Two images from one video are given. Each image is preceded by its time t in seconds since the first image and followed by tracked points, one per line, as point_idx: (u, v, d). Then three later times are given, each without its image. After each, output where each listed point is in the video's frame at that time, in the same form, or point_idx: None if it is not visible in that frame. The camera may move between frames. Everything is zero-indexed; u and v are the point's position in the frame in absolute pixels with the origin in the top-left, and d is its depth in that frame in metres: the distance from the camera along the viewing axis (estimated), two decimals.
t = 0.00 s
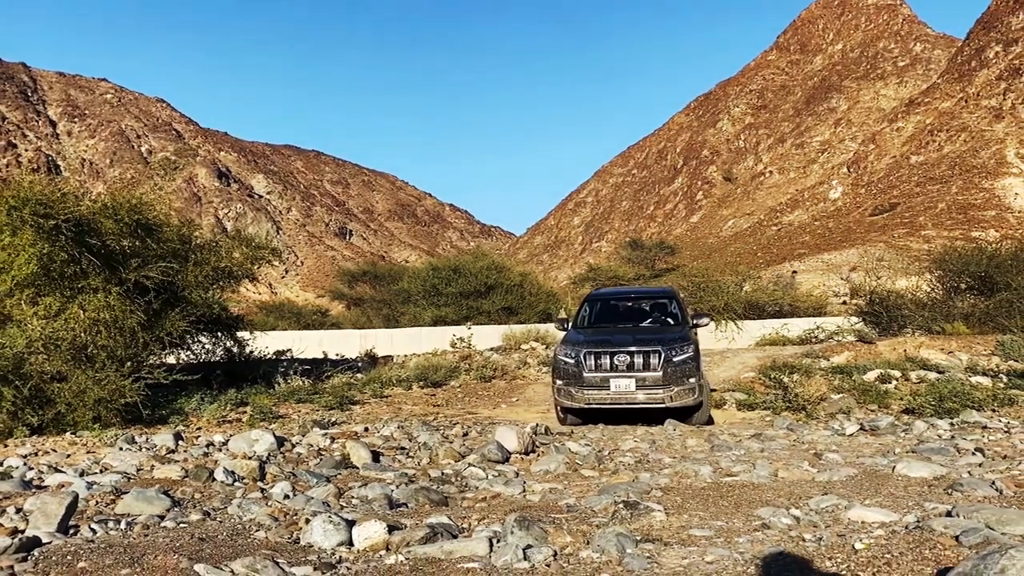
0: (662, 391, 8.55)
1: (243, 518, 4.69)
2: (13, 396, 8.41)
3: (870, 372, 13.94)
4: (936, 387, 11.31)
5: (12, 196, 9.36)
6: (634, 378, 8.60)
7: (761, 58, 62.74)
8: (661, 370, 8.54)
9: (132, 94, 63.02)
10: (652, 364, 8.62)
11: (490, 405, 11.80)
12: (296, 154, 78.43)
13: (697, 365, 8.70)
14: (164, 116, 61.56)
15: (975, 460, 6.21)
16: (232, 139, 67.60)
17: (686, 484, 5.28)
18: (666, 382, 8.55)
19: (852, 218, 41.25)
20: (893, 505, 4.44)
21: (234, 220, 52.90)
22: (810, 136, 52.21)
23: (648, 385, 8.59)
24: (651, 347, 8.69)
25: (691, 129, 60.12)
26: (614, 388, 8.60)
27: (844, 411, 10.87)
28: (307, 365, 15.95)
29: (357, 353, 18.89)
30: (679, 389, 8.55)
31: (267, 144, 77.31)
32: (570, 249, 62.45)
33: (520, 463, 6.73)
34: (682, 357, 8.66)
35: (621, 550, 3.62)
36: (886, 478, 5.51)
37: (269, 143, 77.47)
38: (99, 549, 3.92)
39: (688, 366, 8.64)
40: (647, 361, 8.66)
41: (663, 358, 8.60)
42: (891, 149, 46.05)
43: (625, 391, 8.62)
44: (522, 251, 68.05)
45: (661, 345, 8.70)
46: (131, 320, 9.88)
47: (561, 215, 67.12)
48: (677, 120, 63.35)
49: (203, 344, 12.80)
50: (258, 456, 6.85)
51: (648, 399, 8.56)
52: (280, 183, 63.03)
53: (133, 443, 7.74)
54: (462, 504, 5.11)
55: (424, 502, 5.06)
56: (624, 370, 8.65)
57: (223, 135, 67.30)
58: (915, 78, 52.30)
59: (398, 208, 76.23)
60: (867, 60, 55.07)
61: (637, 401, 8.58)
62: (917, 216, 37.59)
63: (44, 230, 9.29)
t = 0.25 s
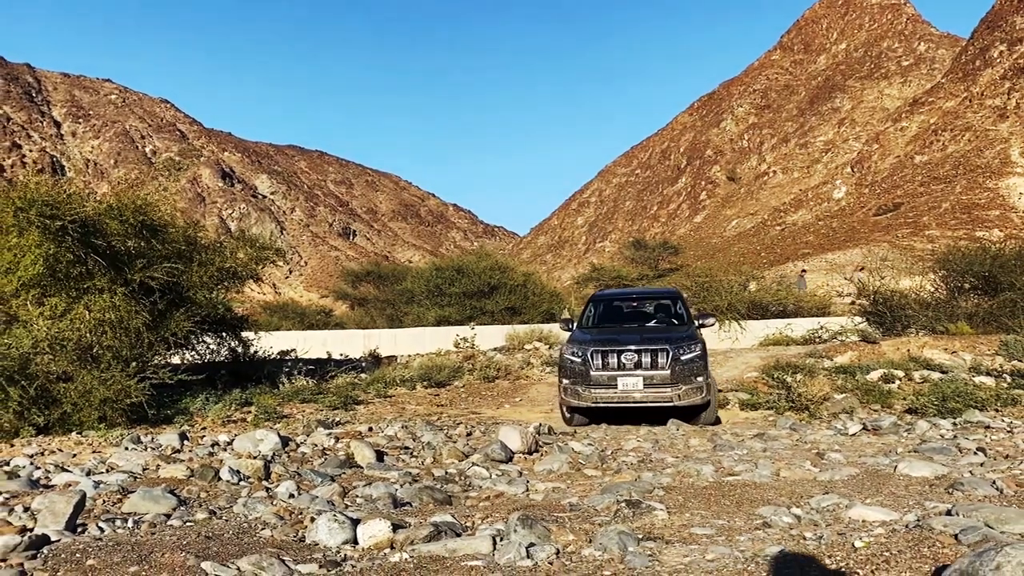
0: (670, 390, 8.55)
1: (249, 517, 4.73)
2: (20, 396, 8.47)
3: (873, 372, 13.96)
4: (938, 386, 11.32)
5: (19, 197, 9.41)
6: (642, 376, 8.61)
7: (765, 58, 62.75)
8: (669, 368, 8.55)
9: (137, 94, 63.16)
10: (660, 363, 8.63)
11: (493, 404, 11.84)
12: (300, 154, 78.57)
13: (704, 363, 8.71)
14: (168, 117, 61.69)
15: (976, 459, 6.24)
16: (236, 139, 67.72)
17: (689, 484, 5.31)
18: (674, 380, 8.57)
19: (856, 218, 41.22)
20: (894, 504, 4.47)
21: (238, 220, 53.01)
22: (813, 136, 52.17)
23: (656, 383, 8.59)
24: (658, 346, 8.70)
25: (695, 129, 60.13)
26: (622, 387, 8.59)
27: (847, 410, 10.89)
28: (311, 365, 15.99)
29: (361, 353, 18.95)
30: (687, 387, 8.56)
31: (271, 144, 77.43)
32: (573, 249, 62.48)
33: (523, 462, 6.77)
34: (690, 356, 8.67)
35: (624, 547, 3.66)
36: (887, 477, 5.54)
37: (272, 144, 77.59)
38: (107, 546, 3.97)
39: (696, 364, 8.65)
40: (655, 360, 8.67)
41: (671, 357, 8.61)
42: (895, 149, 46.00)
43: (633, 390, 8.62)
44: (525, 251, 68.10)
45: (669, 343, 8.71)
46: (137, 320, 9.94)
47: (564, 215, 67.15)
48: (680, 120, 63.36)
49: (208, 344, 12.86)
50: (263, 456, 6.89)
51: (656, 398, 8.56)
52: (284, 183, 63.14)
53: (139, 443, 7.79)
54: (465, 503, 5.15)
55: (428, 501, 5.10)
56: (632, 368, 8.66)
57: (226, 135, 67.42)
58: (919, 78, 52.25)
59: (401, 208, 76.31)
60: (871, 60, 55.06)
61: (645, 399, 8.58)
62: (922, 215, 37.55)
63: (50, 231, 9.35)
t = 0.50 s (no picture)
0: (683, 388, 8.51)
1: (255, 514, 4.80)
2: (28, 395, 8.54)
3: (877, 371, 13.97)
4: (942, 386, 11.33)
5: (28, 198, 9.50)
6: (654, 374, 8.56)
7: (770, 58, 62.70)
8: (682, 366, 8.51)
9: (143, 95, 63.37)
10: (672, 361, 8.58)
11: (498, 404, 11.89)
12: (306, 154, 78.74)
13: (716, 362, 8.69)
14: (174, 117, 61.88)
15: (978, 458, 6.28)
16: (242, 140, 67.90)
17: (692, 482, 5.36)
18: (687, 378, 8.52)
19: (861, 218, 41.16)
20: (894, 502, 4.51)
21: (244, 220, 53.15)
22: (819, 135, 52.09)
23: (669, 382, 8.55)
24: (671, 344, 8.66)
25: (700, 129, 60.11)
26: (634, 385, 8.53)
27: (851, 410, 10.91)
28: (317, 364, 16.05)
29: (366, 353, 19.01)
30: (700, 386, 8.52)
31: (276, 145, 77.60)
32: (578, 249, 62.48)
33: (528, 461, 6.82)
34: (703, 354, 8.64)
35: (625, 544, 3.71)
36: (888, 475, 5.57)
37: (278, 144, 77.77)
38: (117, 543, 4.03)
39: (709, 363, 8.62)
40: (667, 358, 8.63)
41: (684, 355, 8.58)
42: (901, 148, 45.90)
43: (645, 388, 8.56)
44: (530, 251, 68.13)
45: (682, 341, 8.68)
46: (144, 320, 10.02)
47: (570, 215, 67.19)
48: (685, 120, 63.34)
49: (215, 343, 12.95)
50: (270, 455, 6.95)
51: (668, 396, 8.51)
52: (289, 184, 63.29)
53: (146, 442, 7.86)
54: (470, 501, 5.20)
55: (433, 499, 5.16)
56: (643, 366, 8.60)
57: (232, 136, 67.59)
58: (925, 77, 52.16)
59: (407, 208, 76.40)
60: (877, 59, 54.99)
61: (657, 397, 8.53)
62: (928, 215, 37.47)
63: (59, 231, 9.43)
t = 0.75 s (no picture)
0: (700, 390, 8.32)
1: (261, 515, 4.86)
2: (36, 397, 8.46)
3: (881, 372, 13.99)
4: (946, 387, 11.34)
5: (35, 201, 9.58)
6: (671, 374, 8.37)
7: (774, 57, 62.69)
8: (700, 366, 8.34)
9: (148, 96, 63.56)
10: (689, 361, 8.41)
11: (501, 405, 11.93)
12: (310, 154, 78.91)
13: (734, 364, 8.51)
14: (179, 118, 62.06)
15: (979, 460, 6.30)
16: (246, 140, 68.04)
17: (692, 484, 5.40)
18: (704, 379, 8.34)
19: (866, 217, 41.12)
20: (892, 504, 4.54)
21: (249, 221, 53.30)
22: (823, 135, 52.04)
23: (685, 382, 8.36)
24: (688, 344, 8.50)
25: (704, 128, 60.12)
26: (649, 384, 8.35)
27: (854, 411, 10.93)
28: (321, 365, 16.12)
29: (370, 353, 19.08)
30: (718, 387, 8.32)
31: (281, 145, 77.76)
32: (582, 249, 62.51)
33: (530, 462, 6.87)
34: (721, 356, 8.47)
35: (626, 546, 3.75)
36: (889, 477, 5.60)
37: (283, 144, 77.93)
38: (125, 544, 4.09)
39: (726, 365, 8.44)
40: (684, 358, 8.45)
41: (702, 356, 8.40)
42: (905, 147, 45.86)
43: (660, 387, 8.37)
44: (534, 251, 68.18)
45: (699, 342, 8.51)
46: (149, 321, 10.12)
47: (574, 215, 67.24)
48: (689, 120, 63.34)
49: (220, 344, 13.02)
50: (275, 455, 7.02)
51: (684, 397, 8.32)
52: (294, 184, 63.42)
53: (152, 443, 7.91)
54: (473, 502, 5.25)
55: (436, 500, 5.21)
56: (660, 366, 8.43)
57: (237, 136, 67.75)
58: (929, 76, 52.12)
59: (411, 208, 76.51)
60: (881, 58, 54.94)
61: (672, 398, 8.34)
62: (932, 215, 37.41)
63: (66, 233, 9.52)
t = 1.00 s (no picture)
0: (718, 394, 8.06)
1: (265, 518, 4.90)
2: (39, 398, 8.51)
3: (883, 373, 14.01)
4: (947, 389, 11.34)
5: (39, 203, 9.63)
6: (688, 378, 8.08)
7: (777, 57, 62.68)
8: (719, 371, 8.07)
9: (151, 96, 63.67)
10: (708, 365, 8.13)
11: (503, 406, 11.95)
12: (313, 154, 79.02)
13: (751, 368, 8.26)
14: (181, 118, 62.15)
15: (978, 463, 6.32)
16: (249, 140, 68.14)
17: (692, 487, 5.43)
18: (722, 384, 8.08)
19: (869, 218, 41.09)
20: (891, 508, 4.58)
21: (251, 221, 53.40)
22: (826, 135, 52.01)
23: (703, 387, 8.09)
24: (706, 348, 8.22)
25: (706, 128, 60.12)
26: (667, 389, 8.05)
27: (855, 413, 10.95)
28: (324, 365, 16.16)
29: (373, 354, 19.12)
30: (736, 392, 8.07)
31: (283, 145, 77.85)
32: (585, 249, 62.55)
33: (532, 465, 6.91)
34: (739, 360, 8.21)
35: (625, 550, 3.79)
36: (888, 480, 5.64)
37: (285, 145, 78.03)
38: (131, 547, 4.14)
39: (744, 369, 8.19)
40: (702, 362, 8.16)
41: (720, 359, 8.13)
42: (908, 148, 45.82)
43: (677, 392, 8.09)
44: (537, 251, 68.23)
45: (717, 345, 8.23)
46: (153, 323, 10.16)
47: (576, 215, 67.28)
48: (692, 120, 63.34)
49: (223, 345, 13.07)
50: (278, 457, 7.07)
51: (702, 402, 8.04)
52: (296, 184, 63.50)
53: (156, 445, 7.96)
54: (475, 506, 5.29)
55: (439, 503, 5.25)
56: (677, 369, 8.12)
57: (239, 136, 67.85)
58: (932, 76, 52.08)
59: (413, 208, 76.59)
60: (884, 58, 54.93)
61: (690, 403, 8.06)
62: (935, 215, 37.38)
63: (70, 236, 9.57)
